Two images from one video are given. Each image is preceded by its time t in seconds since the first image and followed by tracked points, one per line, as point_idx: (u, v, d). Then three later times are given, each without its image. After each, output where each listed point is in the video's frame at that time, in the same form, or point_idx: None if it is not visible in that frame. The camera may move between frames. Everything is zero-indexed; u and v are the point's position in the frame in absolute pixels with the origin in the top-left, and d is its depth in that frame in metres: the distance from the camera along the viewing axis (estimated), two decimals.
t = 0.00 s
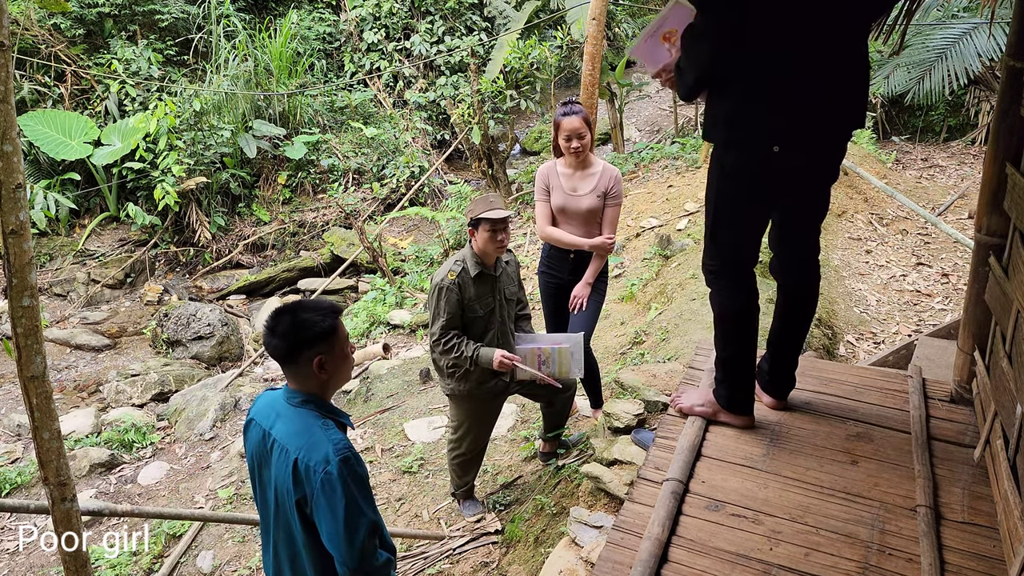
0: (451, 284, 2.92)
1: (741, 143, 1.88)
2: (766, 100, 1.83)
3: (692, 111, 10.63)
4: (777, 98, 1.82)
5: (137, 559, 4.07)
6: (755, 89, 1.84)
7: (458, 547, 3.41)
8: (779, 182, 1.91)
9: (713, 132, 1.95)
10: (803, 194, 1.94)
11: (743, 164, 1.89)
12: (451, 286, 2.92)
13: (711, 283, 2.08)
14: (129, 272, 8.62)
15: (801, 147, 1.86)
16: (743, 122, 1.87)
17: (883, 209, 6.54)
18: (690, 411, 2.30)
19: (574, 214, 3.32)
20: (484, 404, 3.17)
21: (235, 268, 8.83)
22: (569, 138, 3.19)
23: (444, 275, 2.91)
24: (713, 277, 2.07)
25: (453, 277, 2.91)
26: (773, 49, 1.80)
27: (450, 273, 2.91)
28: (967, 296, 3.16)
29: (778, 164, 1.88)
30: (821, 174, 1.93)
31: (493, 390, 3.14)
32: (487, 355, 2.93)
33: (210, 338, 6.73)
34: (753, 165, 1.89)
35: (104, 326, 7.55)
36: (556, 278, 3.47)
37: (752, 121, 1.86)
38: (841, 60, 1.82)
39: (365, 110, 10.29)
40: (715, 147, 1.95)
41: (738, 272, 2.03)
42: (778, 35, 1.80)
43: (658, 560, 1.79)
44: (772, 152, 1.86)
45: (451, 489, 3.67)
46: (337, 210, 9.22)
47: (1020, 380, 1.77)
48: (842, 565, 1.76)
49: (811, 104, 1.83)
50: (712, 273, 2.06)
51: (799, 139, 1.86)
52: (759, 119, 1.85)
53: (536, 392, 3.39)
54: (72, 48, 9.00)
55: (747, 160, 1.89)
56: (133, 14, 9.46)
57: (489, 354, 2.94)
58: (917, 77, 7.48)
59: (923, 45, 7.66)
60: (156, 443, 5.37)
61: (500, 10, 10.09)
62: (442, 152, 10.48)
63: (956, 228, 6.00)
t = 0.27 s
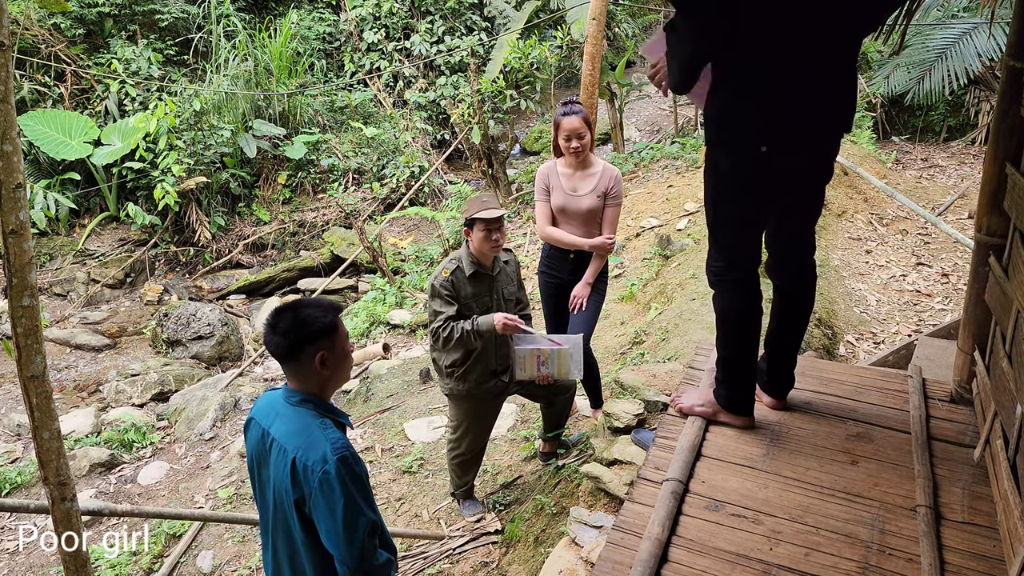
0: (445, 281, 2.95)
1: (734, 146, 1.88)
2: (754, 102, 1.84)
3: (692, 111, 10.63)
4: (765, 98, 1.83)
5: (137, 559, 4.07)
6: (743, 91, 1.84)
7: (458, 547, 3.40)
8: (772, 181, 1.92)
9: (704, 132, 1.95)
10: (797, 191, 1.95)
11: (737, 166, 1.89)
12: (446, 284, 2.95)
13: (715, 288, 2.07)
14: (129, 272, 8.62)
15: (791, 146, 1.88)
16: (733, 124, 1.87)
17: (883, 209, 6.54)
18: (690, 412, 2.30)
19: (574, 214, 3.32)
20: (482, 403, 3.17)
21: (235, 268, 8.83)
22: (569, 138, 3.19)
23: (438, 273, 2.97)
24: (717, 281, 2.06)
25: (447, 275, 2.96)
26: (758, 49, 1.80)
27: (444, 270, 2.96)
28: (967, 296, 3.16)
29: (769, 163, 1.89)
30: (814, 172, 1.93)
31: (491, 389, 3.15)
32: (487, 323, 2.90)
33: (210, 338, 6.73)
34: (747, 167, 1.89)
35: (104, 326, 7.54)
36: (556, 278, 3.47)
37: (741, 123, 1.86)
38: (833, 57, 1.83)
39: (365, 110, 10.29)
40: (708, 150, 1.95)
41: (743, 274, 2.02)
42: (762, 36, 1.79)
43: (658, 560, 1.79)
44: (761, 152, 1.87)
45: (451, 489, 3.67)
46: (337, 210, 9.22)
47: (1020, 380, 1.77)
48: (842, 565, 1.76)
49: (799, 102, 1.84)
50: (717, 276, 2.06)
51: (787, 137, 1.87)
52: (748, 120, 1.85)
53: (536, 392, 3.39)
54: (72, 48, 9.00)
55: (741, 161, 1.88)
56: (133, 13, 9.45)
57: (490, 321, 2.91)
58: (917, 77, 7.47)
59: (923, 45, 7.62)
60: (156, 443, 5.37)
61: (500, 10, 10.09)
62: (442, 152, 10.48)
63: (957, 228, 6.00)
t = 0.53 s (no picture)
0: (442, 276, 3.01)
1: (728, 143, 1.92)
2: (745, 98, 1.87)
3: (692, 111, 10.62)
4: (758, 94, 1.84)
5: (137, 559, 4.07)
6: (735, 90, 1.88)
7: (458, 547, 3.40)
8: (765, 180, 1.92)
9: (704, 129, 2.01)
10: (795, 192, 1.93)
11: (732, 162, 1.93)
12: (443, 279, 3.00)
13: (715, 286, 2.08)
14: (129, 272, 8.63)
15: (789, 145, 1.87)
16: (726, 121, 1.91)
17: (883, 209, 6.54)
18: (690, 411, 2.30)
19: (574, 214, 3.32)
20: (481, 403, 3.16)
21: (235, 268, 8.83)
22: (568, 138, 3.19)
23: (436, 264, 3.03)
24: (716, 279, 2.07)
25: (445, 264, 2.99)
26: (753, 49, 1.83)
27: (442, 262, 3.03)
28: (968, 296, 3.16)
29: (763, 160, 1.90)
30: (814, 172, 1.91)
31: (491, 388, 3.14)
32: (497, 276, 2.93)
33: (210, 338, 6.73)
34: (741, 164, 1.92)
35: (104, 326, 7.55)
36: (556, 278, 3.47)
37: (735, 119, 1.89)
38: (837, 55, 1.80)
39: (365, 110, 10.29)
40: (705, 146, 2.01)
41: (741, 272, 2.02)
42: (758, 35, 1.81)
43: (658, 560, 1.79)
44: (752, 149, 1.89)
45: (451, 489, 3.68)
46: (337, 210, 9.22)
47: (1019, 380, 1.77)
48: (842, 565, 1.76)
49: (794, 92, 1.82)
50: (716, 274, 2.06)
51: (780, 136, 1.86)
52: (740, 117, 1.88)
53: (535, 393, 3.38)
54: (72, 48, 9.00)
55: (735, 158, 1.92)
56: (133, 13, 9.45)
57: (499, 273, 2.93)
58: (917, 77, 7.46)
59: (923, 45, 7.55)
60: (156, 443, 5.37)
61: (500, 10, 10.09)
62: (442, 152, 10.48)
63: (956, 228, 6.00)
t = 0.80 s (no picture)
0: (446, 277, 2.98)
1: (728, 140, 1.91)
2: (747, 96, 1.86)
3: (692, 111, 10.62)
4: (759, 89, 1.84)
5: (137, 559, 4.07)
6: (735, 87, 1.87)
7: (458, 547, 3.40)
8: (765, 175, 1.92)
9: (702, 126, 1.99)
10: (793, 190, 1.93)
11: (731, 158, 1.92)
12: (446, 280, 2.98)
13: (712, 283, 2.08)
14: (129, 272, 8.63)
15: (788, 143, 1.87)
16: (726, 118, 1.91)
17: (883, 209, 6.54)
18: (690, 411, 2.30)
19: (574, 214, 3.32)
20: (481, 402, 3.16)
21: (235, 268, 8.83)
22: (567, 137, 3.19)
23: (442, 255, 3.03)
24: (715, 275, 2.07)
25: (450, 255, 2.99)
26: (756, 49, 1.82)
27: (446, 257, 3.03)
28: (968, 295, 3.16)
29: (762, 158, 1.90)
30: (813, 171, 1.91)
31: (491, 388, 3.14)
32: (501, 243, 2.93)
33: (210, 338, 6.73)
34: (741, 161, 1.92)
35: (104, 326, 7.55)
36: (556, 277, 3.47)
37: (735, 117, 1.89)
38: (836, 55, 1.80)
39: (365, 110, 10.29)
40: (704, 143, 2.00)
41: (739, 269, 2.02)
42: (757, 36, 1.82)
43: (658, 560, 1.79)
44: (750, 145, 1.89)
45: (451, 489, 3.68)
46: (337, 210, 9.22)
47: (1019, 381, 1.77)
48: (842, 565, 1.76)
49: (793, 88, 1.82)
50: (714, 271, 2.07)
51: (784, 134, 1.86)
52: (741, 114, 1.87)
53: (536, 393, 3.38)
54: (72, 48, 9.00)
55: (734, 155, 1.92)
56: (133, 13, 9.46)
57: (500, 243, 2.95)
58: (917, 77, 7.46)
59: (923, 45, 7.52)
60: (156, 443, 5.37)
61: (500, 10, 10.10)
62: (442, 152, 10.48)
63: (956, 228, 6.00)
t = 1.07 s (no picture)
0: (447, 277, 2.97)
1: (733, 137, 1.91)
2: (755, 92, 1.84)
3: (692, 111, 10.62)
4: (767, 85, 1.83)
5: (137, 559, 4.07)
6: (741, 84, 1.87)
7: (458, 547, 3.40)
8: (771, 174, 1.92)
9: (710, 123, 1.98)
10: (797, 188, 1.94)
11: (735, 155, 1.92)
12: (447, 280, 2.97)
13: (711, 279, 2.09)
14: (129, 272, 8.63)
15: (793, 142, 1.87)
16: (735, 116, 1.89)
17: (883, 209, 6.54)
18: (690, 411, 2.30)
19: (573, 215, 3.32)
20: (481, 402, 3.16)
21: (235, 268, 8.83)
22: (566, 137, 3.19)
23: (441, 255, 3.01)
24: (714, 271, 2.07)
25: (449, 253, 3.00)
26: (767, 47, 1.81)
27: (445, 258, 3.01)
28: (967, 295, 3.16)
29: (768, 156, 1.89)
30: (815, 170, 1.92)
31: (492, 388, 3.14)
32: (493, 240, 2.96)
33: (210, 338, 6.73)
34: (744, 158, 1.91)
35: (105, 326, 7.55)
36: (555, 278, 3.47)
37: (744, 115, 1.88)
38: (843, 55, 1.80)
39: (365, 110, 10.29)
40: (710, 140, 1.99)
41: (738, 266, 2.02)
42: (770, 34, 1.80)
43: (658, 560, 1.79)
44: (759, 143, 1.88)
45: (451, 489, 3.68)
46: (337, 210, 9.22)
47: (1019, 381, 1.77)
48: (842, 565, 1.76)
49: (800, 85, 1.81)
50: (713, 267, 2.08)
51: (793, 132, 1.86)
52: (748, 111, 1.87)
53: (537, 393, 3.39)
54: (71, 48, 9.00)
55: (739, 152, 1.92)
56: (133, 13, 9.46)
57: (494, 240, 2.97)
58: (917, 77, 7.45)
59: (922, 45, 7.54)
60: (156, 443, 5.37)
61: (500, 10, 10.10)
62: (442, 152, 10.48)
63: (956, 228, 6.00)
